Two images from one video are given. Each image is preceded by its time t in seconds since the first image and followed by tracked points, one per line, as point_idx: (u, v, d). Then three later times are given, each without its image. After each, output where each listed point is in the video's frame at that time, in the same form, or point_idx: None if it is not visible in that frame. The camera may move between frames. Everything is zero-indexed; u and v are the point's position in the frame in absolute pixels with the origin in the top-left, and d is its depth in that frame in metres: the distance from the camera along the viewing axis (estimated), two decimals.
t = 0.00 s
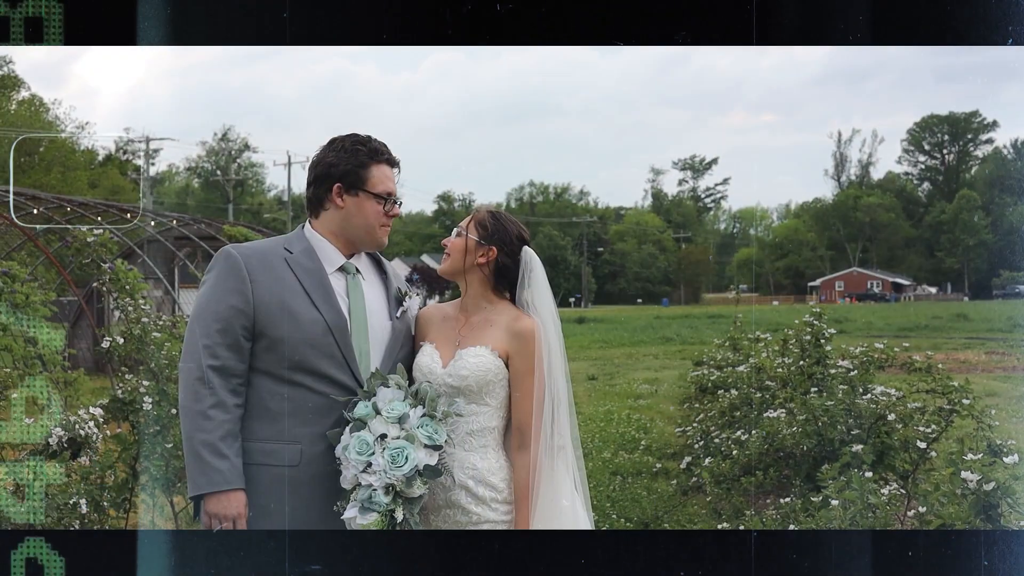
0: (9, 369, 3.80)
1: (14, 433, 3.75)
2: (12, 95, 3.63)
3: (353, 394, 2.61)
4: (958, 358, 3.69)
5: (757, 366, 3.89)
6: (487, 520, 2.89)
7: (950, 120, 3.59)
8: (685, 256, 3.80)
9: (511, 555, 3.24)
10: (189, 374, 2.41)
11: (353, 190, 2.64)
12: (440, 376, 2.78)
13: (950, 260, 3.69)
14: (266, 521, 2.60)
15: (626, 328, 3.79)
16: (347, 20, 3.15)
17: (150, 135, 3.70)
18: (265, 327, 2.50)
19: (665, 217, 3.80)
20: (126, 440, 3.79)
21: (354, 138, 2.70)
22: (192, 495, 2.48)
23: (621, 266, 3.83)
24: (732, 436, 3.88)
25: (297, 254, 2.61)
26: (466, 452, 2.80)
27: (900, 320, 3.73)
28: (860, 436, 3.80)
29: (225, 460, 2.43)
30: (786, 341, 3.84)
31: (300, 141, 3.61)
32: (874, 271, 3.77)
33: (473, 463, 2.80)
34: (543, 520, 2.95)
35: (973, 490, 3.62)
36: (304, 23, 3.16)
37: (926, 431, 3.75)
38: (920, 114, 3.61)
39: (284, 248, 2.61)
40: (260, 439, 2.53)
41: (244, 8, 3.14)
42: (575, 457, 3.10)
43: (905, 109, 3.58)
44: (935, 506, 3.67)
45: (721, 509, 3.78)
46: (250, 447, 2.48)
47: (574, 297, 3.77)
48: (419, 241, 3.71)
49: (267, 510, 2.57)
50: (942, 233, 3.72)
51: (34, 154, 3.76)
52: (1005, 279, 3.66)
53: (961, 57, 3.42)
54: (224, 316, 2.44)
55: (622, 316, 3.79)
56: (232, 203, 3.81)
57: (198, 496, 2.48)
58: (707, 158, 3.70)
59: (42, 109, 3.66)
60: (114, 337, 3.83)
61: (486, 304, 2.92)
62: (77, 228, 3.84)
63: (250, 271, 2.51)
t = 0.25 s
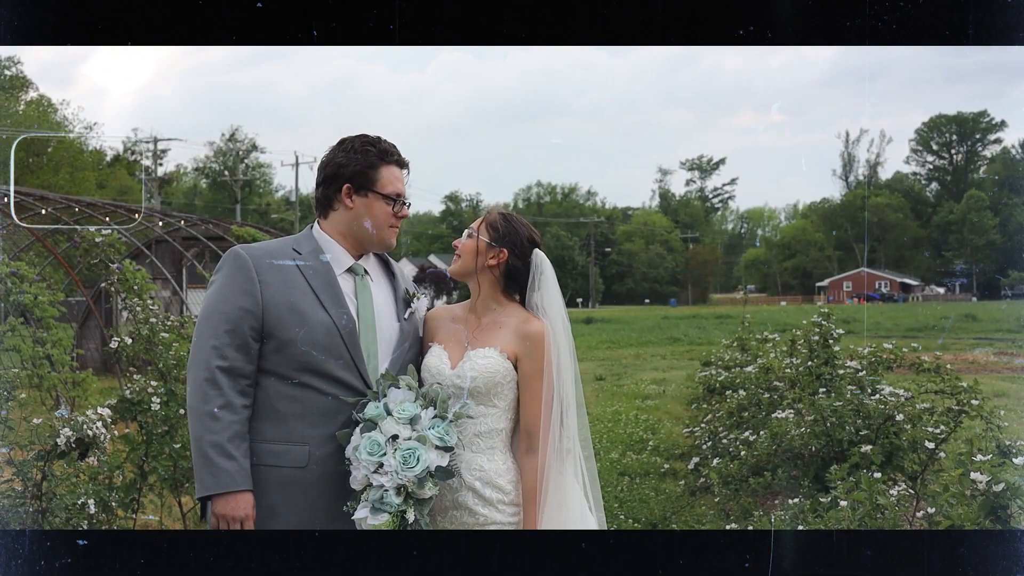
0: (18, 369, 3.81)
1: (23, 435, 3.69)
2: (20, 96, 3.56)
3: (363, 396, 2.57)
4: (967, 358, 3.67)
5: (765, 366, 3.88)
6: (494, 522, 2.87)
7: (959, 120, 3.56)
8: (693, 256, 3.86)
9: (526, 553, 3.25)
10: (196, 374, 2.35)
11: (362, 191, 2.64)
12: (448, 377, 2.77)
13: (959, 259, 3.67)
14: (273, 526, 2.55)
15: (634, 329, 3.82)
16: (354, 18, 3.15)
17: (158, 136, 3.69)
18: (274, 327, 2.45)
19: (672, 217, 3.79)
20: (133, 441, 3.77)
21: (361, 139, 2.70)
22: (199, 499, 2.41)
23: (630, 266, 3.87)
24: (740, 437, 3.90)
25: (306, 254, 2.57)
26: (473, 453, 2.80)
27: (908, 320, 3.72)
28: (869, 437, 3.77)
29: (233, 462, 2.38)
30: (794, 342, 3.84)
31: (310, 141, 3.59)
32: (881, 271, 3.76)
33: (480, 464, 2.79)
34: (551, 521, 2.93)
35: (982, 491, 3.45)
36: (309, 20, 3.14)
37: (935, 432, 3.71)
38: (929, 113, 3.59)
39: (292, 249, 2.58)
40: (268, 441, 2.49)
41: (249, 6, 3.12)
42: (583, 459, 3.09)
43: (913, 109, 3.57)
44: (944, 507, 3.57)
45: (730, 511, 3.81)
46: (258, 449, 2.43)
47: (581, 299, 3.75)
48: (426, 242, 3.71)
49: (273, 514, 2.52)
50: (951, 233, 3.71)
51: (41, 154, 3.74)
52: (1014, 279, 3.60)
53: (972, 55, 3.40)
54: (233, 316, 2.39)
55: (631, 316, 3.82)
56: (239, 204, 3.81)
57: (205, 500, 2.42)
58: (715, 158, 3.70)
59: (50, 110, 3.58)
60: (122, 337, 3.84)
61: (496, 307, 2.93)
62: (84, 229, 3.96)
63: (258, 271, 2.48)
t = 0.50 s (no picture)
0: (24, 371, 3.80)
1: (29, 437, 3.71)
2: (27, 98, 3.64)
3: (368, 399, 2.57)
4: (974, 361, 3.69)
5: (771, 369, 3.88)
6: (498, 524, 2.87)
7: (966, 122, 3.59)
8: (698, 259, 3.84)
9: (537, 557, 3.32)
10: (201, 378, 2.35)
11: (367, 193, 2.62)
12: (453, 381, 2.78)
13: (965, 263, 3.68)
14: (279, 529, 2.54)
15: (640, 331, 3.83)
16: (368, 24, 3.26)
17: (164, 138, 3.70)
18: (279, 331, 2.45)
19: (678, 219, 3.78)
20: (140, 443, 3.73)
21: (367, 140, 2.67)
22: (204, 502, 2.42)
23: (635, 270, 3.86)
24: (746, 440, 3.86)
25: (311, 257, 2.56)
26: (477, 456, 2.80)
27: (915, 323, 3.75)
28: (875, 439, 3.77)
29: (238, 465, 2.37)
30: (800, 344, 3.83)
31: (318, 142, 3.61)
32: (888, 273, 3.78)
33: (485, 468, 2.79)
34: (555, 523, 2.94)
35: (990, 494, 3.55)
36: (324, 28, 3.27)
37: (942, 434, 3.71)
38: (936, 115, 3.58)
39: (297, 252, 2.57)
40: (273, 444, 2.48)
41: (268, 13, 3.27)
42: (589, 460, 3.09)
43: (919, 112, 3.57)
44: (950, 509, 3.62)
45: (735, 513, 3.80)
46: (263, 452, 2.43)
47: (587, 301, 3.77)
48: (433, 244, 3.73)
49: (279, 518, 2.50)
50: (957, 235, 3.70)
51: (48, 156, 3.82)
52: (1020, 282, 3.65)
53: (978, 58, 3.43)
54: (238, 319, 2.39)
55: (637, 319, 3.83)
56: (246, 206, 3.85)
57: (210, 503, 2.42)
58: (721, 161, 3.70)
59: (57, 112, 3.64)
60: (128, 340, 3.80)
61: (502, 310, 2.92)
62: (90, 230, 3.94)
63: (263, 274, 2.47)
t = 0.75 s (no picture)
0: (37, 371, 3.85)
1: (43, 437, 3.70)
2: (37, 99, 3.56)
3: (377, 399, 2.57)
4: (981, 361, 3.72)
5: (780, 369, 3.86)
6: (508, 522, 2.90)
7: (973, 122, 3.53)
8: (707, 258, 3.92)
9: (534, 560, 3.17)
10: (212, 377, 2.36)
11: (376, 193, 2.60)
12: (463, 381, 2.79)
13: (973, 263, 3.67)
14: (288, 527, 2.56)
15: (651, 331, 3.87)
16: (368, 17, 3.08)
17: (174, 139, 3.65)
18: (289, 331, 2.46)
19: (685, 219, 3.81)
20: (151, 443, 3.74)
21: (377, 140, 2.65)
22: (214, 502, 2.42)
23: (643, 269, 3.91)
24: (754, 439, 3.89)
25: (320, 257, 2.58)
26: (487, 458, 2.80)
27: (923, 323, 3.78)
28: (885, 439, 3.74)
29: (248, 465, 2.38)
30: (808, 344, 3.84)
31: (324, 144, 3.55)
32: (894, 272, 3.84)
33: (494, 468, 2.81)
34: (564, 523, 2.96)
35: (1000, 494, 3.47)
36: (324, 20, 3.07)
37: (951, 434, 3.68)
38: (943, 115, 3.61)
39: (307, 253, 2.59)
40: (283, 444, 2.49)
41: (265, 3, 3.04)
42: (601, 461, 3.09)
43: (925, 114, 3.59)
44: (960, 510, 3.56)
45: (744, 513, 3.80)
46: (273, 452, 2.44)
47: (594, 300, 3.74)
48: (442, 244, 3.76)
49: (288, 516, 2.53)
50: (964, 235, 3.70)
51: (59, 157, 3.88)
52: None
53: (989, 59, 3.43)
54: (248, 319, 2.40)
55: (644, 319, 3.86)
56: (255, 206, 3.88)
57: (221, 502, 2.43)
58: (728, 161, 3.71)
59: (67, 114, 3.59)
60: (140, 339, 3.83)
61: (512, 311, 2.95)
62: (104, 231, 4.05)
63: (273, 274, 2.48)
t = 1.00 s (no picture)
0: (40, 369, 3.87)
1: (47, 435, 3.74)
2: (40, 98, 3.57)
3: (379, 396, 2.59)
4: (982, 359, 3.80)
5: (781, 367, 3.82)
6: (508, 522, 2.89)
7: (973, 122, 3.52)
8: (707, 258, 3.96)
9: (533, 563, 3.12)
10: (213, 375, 2.38)
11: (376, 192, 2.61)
12: (464, 379, 2.81)
13: (973, 263, 3.67)
14: (290, 527, 2.55)
15: (653, 329, 3.93)
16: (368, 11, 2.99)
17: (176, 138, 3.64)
18: (289, 328, 2.47)
19: (686, 218, 3.80)
20: (154, 440, 3.74)
21: (377, 139, 2.65)
22: (216, 500, 2.43)
23: (644, 267, 3.93)
24: (756, 437, 3.83)
25: (321, 255, 2.60)
26: (488, 455, 2.82)
27: (923, 322, 3.81)
28: (885, 437, 3.66)
29: (250, 462, 2.39)
30: (809, 342, 3.78)
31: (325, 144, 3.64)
32: (894, 272, 3.88)
33: (495, 467, 2.81)
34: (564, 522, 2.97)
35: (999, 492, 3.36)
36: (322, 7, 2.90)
37: (951, 432, 3.64)
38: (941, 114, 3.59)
39: (307, 251, 2.60)
40: (285, 441, 2.50)
41: None
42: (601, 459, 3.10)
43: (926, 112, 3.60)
44: (960, 507, 3.50)
45: (744, 510, 3.77)
46: (274, 449, 2.45)
47: (594, 299, 3.80)
48: (442, 242, 3.84)
49: (290, 515, 2.52)
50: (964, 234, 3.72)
51: (62, 156, 3.89)
52: None
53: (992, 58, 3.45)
54: (249, 317, 2.41)
55: (643, 317, 3.90)
56: (257, 204, 3.95)
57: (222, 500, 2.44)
58: (729, 160, 3.73)
59: (70, 112, 3.64)
60: (143, 337, 3.84)
61: (514, 311, 2.95)
62: (106, 229, 4.02)
63: (274, 273, 2.50)
